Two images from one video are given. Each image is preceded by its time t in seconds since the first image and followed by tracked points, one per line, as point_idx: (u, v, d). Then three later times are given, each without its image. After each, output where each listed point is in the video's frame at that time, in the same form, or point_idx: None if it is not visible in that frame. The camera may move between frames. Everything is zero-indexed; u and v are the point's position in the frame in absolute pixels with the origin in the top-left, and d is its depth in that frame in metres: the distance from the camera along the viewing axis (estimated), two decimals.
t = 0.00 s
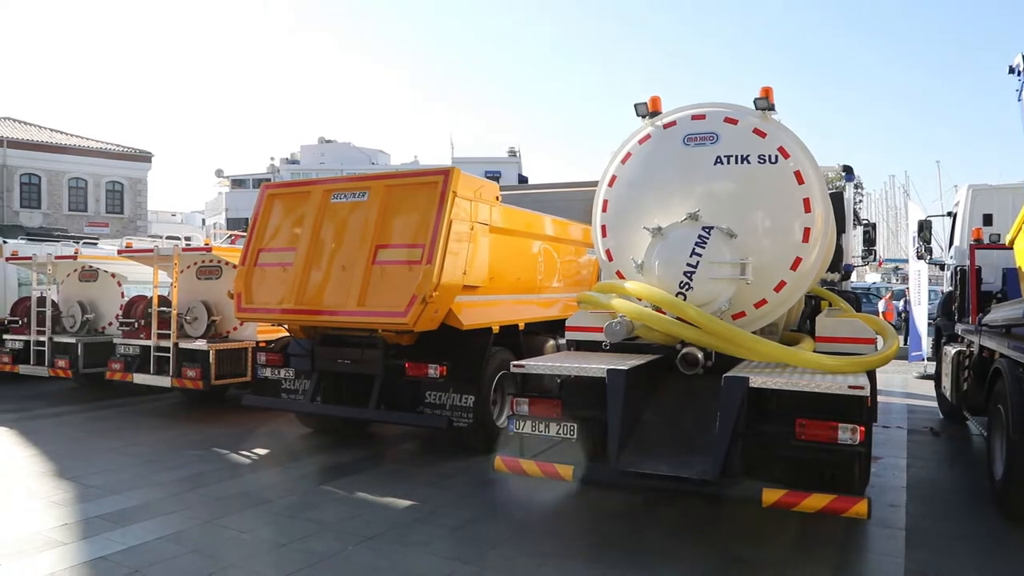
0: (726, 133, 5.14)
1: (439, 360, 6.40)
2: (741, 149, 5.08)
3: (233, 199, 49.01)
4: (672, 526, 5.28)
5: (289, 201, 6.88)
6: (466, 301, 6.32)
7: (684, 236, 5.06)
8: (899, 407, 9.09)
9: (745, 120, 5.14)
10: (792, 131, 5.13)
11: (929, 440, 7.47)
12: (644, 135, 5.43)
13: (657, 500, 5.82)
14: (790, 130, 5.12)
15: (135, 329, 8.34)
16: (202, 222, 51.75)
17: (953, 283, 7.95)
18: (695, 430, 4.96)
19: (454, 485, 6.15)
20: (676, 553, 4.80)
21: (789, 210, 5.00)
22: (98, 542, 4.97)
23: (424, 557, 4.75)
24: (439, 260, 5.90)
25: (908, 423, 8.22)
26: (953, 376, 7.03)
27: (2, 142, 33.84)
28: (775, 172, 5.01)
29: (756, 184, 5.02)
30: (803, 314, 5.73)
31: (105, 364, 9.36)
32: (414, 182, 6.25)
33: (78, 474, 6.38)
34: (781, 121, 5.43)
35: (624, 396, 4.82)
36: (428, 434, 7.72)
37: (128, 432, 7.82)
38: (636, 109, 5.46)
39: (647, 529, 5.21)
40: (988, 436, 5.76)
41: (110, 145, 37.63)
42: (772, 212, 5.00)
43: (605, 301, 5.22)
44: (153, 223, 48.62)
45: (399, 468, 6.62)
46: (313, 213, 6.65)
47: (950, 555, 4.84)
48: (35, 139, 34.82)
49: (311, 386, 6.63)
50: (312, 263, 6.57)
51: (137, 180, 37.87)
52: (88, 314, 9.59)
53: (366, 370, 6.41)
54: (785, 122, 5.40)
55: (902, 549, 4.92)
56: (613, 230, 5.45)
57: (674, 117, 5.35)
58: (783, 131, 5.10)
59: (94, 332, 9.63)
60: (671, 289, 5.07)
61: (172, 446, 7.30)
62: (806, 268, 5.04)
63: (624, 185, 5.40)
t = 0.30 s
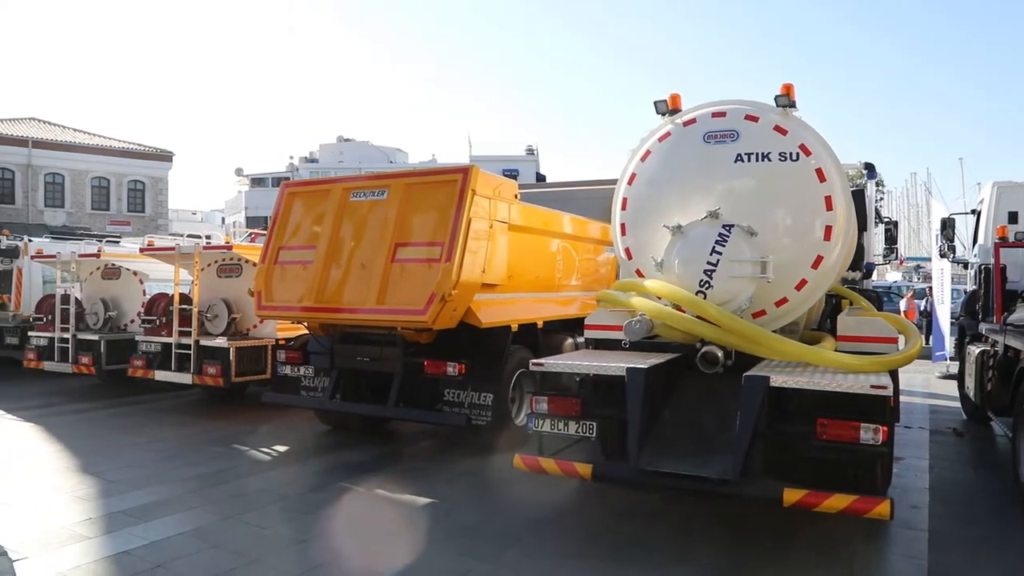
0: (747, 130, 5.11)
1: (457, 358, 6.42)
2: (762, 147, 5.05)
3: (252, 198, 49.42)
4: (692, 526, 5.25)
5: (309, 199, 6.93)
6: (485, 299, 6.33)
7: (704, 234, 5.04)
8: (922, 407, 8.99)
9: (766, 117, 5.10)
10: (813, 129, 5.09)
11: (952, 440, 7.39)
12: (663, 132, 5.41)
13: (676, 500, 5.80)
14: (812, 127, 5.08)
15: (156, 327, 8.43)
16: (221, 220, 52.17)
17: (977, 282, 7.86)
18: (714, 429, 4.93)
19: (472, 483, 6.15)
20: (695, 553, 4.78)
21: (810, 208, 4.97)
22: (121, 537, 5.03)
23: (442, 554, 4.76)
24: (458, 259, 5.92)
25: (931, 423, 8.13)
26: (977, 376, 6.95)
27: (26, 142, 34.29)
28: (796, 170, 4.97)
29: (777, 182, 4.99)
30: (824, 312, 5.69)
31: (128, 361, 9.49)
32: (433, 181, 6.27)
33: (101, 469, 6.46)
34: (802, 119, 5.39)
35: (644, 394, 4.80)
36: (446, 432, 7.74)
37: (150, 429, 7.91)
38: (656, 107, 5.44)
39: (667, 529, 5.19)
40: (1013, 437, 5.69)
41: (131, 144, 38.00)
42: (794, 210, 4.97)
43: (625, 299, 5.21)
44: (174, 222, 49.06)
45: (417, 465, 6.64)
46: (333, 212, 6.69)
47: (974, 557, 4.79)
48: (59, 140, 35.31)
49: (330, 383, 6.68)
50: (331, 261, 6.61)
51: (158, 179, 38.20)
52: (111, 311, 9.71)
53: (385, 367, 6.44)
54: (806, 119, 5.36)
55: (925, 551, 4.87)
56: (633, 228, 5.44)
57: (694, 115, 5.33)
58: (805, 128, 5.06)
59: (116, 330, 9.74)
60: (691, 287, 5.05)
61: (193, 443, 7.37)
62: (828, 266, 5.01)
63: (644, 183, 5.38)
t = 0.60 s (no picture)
0: (762, 127, 5.08)
1: (471, 356, 6.42)
2: (777, 144, 5.02)
3: (265, 196, 49.71)
4: (706, 525, 5.24)
5: (322, 197, 6.95)
6: (498, 297, 6.34)
7: (718, 232, 5.02)
8: (938, 407, 8.93)
9: (781, 114, 5.07)
10: (829, 126, 5.06)
11: (969, 440, 7.33)
12: (678, 130, 5.39)
13: (690, 499, 5.79)
14: (828, 124, 5.05)
15: (171, 324, 8.50)
16: (235, 218, 52.51)
17: (994, 281, 7.80)
18: (728, 427, 4.92)
19: (485, 481, 6.16)
20: (708, 552, 4.77)
21: (826, 205, 4.94)
22: (137, 532, 5.07)
23: (455, 552, 4.78)
24: (471, 257, 5.92)
25: (947, 423, 8.07)
26: (994, 375, 6.89)
27: (43, 139, 34.59)
28: (811, 168, 4.95)
29: (792, 180, 4.96)
30: (840, 311, 5.65)
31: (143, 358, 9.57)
32: (447, 179, 6.28)
33: (117, 465, 6.52)
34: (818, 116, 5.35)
35: (657, 393, 4.79)
36: (459, 430, 7.76)
37: (165, 425, 7.98)
38: (670, 104, 5.42)
39: (680, 528, 5.19)
40: None
41: (147, 142, 38.24)
42: (809, 208, 4.94)
43: (639, 297, 5.21)
44: (188, 219, 49.39)
45: (429, 463, 6.66)
46: (347, 210, 6.71)
47: (991, 558, 4.75)
48: (75, 139, 35.65)
49: (344, 381, 6.71)
50: (345, 259, 6.64)
51: (173, 176, 38.39)
52: (127, 309, 9.80)
53: (398, 365, 6.46)
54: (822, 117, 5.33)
55: (941, 552, 4.83)
56: (647, 226, 5.43)
57: (708, 112, 5.31)
58: (820, 126, 5.03)
59: (132, 326, 9.83)
60: (705, 285, 5.03)
61: (208, 439, 7.42)
62: (843, 265, 4.98)
63: (658, 181, 5.37)
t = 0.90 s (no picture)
0: (775, 123, 5.06)
1: (483, 353, 6.43)
2: (790, 139, 5.00)
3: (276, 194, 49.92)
4: (719, 522, 5.23)
5: (334, 195, 6.97)
6: (510, 294, 6.34)
7: (731, 227, 5.00)
8: (953, 403, 8.86)
9: (794, 109, 5.05)
10: (843, 121, 5.02)
11: (984, 437, 7.27)
12: (690, 126, 5.37)
13: (703, 496, 5.78)
14: (842, 119, 5.02)
15: (185, 322, 8.55)
16: (247, 216, 52.78)
17: (1010, 276, 7.73)
18: (741, 424, 4.90)
19: (497, 478, 6.17)
20: (721, 550, 4.76)
21: (840, 201, 4.91)
22: (152, 528, 5.11)
23: (468, 548, 4.79)
24: (483, 253, 5.93)
25: (962, 419, 8.01)
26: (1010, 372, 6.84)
27: (57, 139, 34.88)
28: (825, 163, 4.92)
29: (806, 175, 4.94)
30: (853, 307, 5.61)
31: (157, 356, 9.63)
32: (458, 176, 6.28)
33: (132, 461, 6.57)
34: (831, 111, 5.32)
35: (670, 390, 4.77)
36: (471, 427, 7.77)
37: (179, 422, 8.03)
38: (682, 100, 5.40)
39: (693, 525, 5.17)
40: None
41: (159, 142, 38.47)
42: (823, 203, 4.91)
43: (652, 294, 5.20)
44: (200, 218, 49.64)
45: (442, 459, 6.68)
46: (359, 207, 6.73)
47: (1008, 556, 4.71)
48: (89, 138, 35.91)
49: (356, 378, 6.74)
50: (357, 256, 6.65)
51: (185, 175, 38.57)
52: (141, 307, 9.87)
53: (411, 362, 6.47)
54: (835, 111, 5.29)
55: (957, 549, 4.80)
56: (659, 222, 5.41)
57: (721, 108, 5.28)
58: (834, 121, 5.00)
59: (146, 324, 9.90)
60: (718, 281, 5.02)
61: (221, 436, 7.47)
62: (857, 260, 4.95)
63: (670, 177, 5.35)
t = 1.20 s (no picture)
0: (784, 121, 5.04)
1: (492, 352, 6.44)
2: (800, 137, 4.98)
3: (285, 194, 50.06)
4: (728, 521, 5.22)
5: (343, 195, 6.98)
6: (519, 294, 6.34)
7: (741, 226, 4.99)
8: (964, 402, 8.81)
9: (803, 107, 5.03)
10: (853, 119, 5.00)
11: (995, 436, 7.22)
12: (699, 124, 5.36)
13: (713, 495, 5.76)
14: (852, 117, 4.99)
15: (195, 321, 8.58)
16: (256, 216, 52.96)
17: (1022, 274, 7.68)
18: (750, 422, 4.89)
19: (506, 477, 6.18)
20: (731, 549, 4.75)
21: (850, 199, 4.89)
22: (163, 527, 5.14)
23: (477, 547, 4.79)
24: (492, 252, 5.93)
25: (973, 418, 7.97)
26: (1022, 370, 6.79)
27: (68, 139, 35.08)
28: (835, 161, 4.90)
29: (816, 173, 4.92)
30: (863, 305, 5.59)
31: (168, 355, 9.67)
32: (467, 175, 6.28)
33: (143, 461, 6.61)
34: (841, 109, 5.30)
35: (680, 389, 4.76)
36: (480, 426, 7.78)
37: (190, 421, 8.07)
38: (691, 98, 5.39)
39: (703, 524, 5.17)
40: None
41: (168, 141, 38.61)
42: (833, 201, 4.89)
43: (662, 293, 5.19)
44: (210, 217, 49.93)
45: (451, 459, 6.69)
46: (368, 207, 6.74)
47: (1020, 556, 4.69)
48: (99, 138, 36.09)
49: (366, 377, 6.76)
50: (366, 255, 6.67)
51: (195, 175, 38.67)
52: (151, 307, 9.91)
53: (420, 361, 6.48)
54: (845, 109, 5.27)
55: (969, 549, 4.78)
56: (668, 221, 5.40)
57: (730, 106, 5.27)
58: (844, 119, 4.97)
59: (156, 324, 9.94)
60: (728, 280, 5.01)
61: (231, 435, 7.50)
62: (867, 259, 4.93)
63: (679, 175, 5.34)
